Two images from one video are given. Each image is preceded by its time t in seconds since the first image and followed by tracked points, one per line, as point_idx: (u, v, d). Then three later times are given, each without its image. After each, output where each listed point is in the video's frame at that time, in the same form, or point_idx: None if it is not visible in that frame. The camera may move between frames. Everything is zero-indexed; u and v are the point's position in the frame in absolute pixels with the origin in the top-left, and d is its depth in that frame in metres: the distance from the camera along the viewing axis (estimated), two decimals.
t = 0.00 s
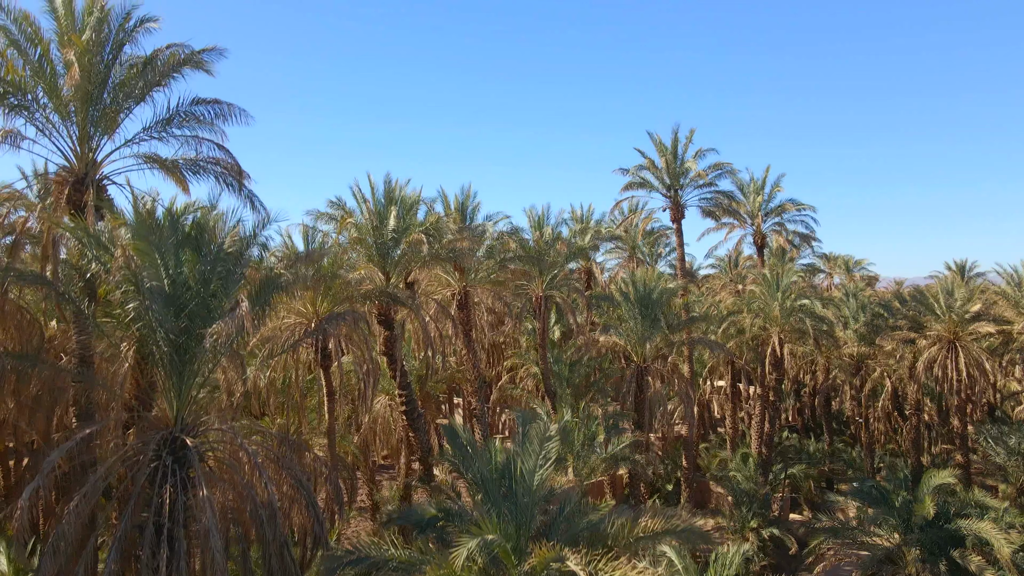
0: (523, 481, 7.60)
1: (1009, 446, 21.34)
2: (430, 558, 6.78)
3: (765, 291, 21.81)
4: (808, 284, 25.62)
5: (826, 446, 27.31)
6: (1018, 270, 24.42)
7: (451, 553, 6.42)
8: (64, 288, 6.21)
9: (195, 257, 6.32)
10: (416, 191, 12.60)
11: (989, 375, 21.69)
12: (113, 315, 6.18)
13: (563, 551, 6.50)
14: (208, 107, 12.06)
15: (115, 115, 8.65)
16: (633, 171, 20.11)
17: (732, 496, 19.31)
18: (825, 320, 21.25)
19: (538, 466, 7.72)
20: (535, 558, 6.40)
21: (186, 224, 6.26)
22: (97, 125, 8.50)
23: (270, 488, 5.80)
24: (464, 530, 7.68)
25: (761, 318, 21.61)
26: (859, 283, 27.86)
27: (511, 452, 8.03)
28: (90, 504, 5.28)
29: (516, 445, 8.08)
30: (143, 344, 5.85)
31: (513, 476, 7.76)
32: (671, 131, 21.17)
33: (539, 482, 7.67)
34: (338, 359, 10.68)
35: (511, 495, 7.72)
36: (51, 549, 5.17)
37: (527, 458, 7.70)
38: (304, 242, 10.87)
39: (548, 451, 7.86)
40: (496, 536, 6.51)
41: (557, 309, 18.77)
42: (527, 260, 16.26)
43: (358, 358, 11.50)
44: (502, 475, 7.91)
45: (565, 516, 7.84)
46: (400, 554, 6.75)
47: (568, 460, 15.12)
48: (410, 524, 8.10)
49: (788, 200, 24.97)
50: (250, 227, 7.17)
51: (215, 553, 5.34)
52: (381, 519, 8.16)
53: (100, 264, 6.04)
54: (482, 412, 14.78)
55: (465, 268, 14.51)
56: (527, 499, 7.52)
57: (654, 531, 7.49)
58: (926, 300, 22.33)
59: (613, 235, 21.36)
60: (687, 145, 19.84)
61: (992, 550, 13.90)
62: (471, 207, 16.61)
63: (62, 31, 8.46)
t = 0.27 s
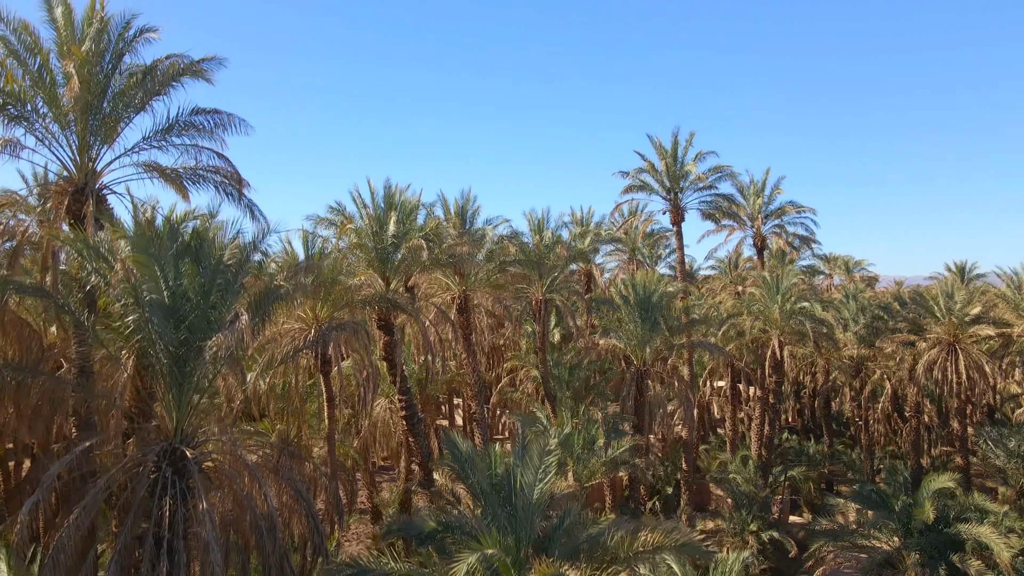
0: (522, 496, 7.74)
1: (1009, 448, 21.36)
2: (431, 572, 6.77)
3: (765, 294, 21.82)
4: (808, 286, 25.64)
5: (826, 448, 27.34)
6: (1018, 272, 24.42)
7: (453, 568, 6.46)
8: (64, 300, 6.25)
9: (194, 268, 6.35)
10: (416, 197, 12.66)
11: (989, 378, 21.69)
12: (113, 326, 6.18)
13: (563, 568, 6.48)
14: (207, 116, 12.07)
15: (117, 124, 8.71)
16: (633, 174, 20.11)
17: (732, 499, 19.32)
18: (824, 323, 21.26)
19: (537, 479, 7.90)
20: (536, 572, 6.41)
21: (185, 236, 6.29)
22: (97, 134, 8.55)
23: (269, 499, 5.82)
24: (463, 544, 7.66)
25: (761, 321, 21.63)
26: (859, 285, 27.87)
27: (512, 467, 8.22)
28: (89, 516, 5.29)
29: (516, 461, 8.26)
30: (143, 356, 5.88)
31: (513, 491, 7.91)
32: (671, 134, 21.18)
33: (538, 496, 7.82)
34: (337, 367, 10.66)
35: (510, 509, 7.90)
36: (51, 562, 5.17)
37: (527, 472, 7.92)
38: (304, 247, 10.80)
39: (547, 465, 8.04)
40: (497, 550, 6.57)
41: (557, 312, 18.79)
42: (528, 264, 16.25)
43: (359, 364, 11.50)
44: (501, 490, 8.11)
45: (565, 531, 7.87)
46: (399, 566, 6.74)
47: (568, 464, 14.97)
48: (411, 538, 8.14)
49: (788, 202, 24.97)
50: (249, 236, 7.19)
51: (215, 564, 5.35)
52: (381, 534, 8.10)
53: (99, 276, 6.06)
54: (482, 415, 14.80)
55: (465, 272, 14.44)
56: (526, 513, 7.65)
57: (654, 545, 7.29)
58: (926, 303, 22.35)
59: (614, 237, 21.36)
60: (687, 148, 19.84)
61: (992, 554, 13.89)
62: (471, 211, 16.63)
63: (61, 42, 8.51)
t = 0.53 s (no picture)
0: (522, 509, 7.88)
1: (1008, 450, 21.37)
2: None
3: (765, 295, 21.81)
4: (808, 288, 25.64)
5: (826, 449, 27.38)
6: (1019, 273, 24.41)
7: None
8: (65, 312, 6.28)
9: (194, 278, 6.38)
10: (416, 201, 12.77)
11: (989, 379, 21.71)
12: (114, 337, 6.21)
13: None
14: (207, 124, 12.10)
15: (117, 133, 8.76)
16: (633, 176, 20.12)
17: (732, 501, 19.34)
18: (824, 325, 21.25)
19: (536, 493, 8.02)
20: None
21: (185, 246, 6.31)
22: (97, 143, 8.60)
23: (269, 509, 5.84)
24: (464, 556, 7.78)
25: (761, 323, 21.64)
26: (859, 286, 27.87)
27: (511, 479, 8.31)
28: (89, 528, 5.31)
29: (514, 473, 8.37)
30: (143, 367, 5.90)
31: (513, 502, 8.03)
32: (671, 136, 21.18)
33: (538, 509, 7.97)
34: (338, 372, 10.65)
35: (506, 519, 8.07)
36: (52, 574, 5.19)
37: (527, 484, 8.01)
38: (305, 252, 10.78)
39: (547, 478, 8.18)
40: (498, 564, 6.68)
41: (557, 314, 18.81)
42: (528, 266, 16.19)
43: (360, 369, 11.51)
44: (497, 499, 8.30)
45: (564, 546, 7.81)
46: None
47: (569, 467, 14.96)
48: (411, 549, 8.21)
49: (788, 203, 24.98)
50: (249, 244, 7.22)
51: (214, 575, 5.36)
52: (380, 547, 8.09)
53: (99, 288, 6.09)
54: (482, 418, 14.79)
55: (465, 275, 14.39)
56: (526, 525, 7.78)
57: (652, 559, 7.61)
58: (926, 304, 22.36)
59: (614, 239, 21.37)
60: (687, 151, 19.84)
61: (991, 557, 13.89)
62: (471, 214, 16.65)
63: (61, 51, 8.57)
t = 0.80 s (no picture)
0: (522, 521, 8.17)
1: (1008, 451, 21.41)
2: None
3: (765, 297, 21.82)
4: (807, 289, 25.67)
5: (825, 449, 27.43)
6: (1018, 274, 24.44)
7: None
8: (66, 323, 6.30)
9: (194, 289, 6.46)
10: (416, 205, 12.78)
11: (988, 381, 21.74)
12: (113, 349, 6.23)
13: None
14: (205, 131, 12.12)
15: (117, 141, 8.81)
16: (633, 177, 20.12)
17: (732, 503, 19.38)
18: (825, 326, 21.26)
19: (536, 505, 8.29)
20: None
21: (184, 257, 6.40)
22: (96, 151, 8.64)
23: (269, 519, 5.87)
24: (466, 570, 7.92)
25: (761, 324, 21.66)
26: (859, 287, 27.89)
27: (511, 490, 8.61)
28: (89, 539, 5.34)
29: (513, 482, 8.66)
30: (143, 379, 5.93)
31: (514, 513, 8.33)
32: (671, 138, 21.21)
33: (537, 521, 8.23)
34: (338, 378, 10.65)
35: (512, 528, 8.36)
36: None
37: (527, 497, 8.28)
38: (305, 257, 10.78)
39: (547, 491, 8.43)
40: None
41: (557, 316, 18.82)
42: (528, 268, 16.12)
43: (360, 375, 11.54)
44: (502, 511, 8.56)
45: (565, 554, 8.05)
46: None
47: (570, 469, 14.72)
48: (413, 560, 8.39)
49: (788, 204, 24.99)
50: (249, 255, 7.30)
51: None
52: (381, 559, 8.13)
53: (99, 300, 6.11)
54: (482, 421, 14.79)
55: (465, 278, 14.39)
56: (527, 536, 8.07)
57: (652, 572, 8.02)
58: (926, 306, 22.39)
59: (614, 240, 21.37)
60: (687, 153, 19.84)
61: (991, 560, 13.94)
62: (472, 216, 16.66)
63: (60, 61, 8.61)
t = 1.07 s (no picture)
0: (522, 534, 8.51)
1: (1008, 452, 21.42)
2: None
3: (765, 298, 21.84)
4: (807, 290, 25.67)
5: (825, 450, 27.48)
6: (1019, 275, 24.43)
7: None
8: (65, 333, 6.28)
9: (194, 299, 6.49)
10: (415, 209, 12.80)
11: (989, 382, 21.75)
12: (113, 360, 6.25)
13: None
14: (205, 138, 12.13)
15: (117, 149, 8.84)
16: (633, 179, 20.10)
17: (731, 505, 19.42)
18: (825, 328, 21.26)
19: (536, 518, 8.58)
20: None
21: (184, 267, 6.44)
22: (96, 159, 8.67)
23: (269, 528, 5.90)
24: None
25: (761, 326, 21.66)
26: (859, 288, 27.89)
27: (512, 501, 8.97)
28: (89, 550, 5.36)
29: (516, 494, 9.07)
30: (143, 389, 5.95)
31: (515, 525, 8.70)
32: (671, 139, 21.20)
33: (537, 533, 8.58)
34: (337, 384, 10.67)
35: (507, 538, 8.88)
36: None
37: (527, 510, 8.58)
38: (305, 261, 10.77)
39: (546, 503, 8.70)
40: None
41: (557, 318, 18.82)
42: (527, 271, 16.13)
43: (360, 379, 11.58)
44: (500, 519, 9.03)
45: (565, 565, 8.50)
46: None
47: (570, 471, 14.42)
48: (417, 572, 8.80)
49: (788, 205, 24.97)
50: (248, 265, 7.34)
51: None
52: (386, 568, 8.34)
53: (99, 311, 6.13)
54: (482, 424, 14.79)
55: (465, 281, 14.39)
56: (526, 547, 8.44)
57: None
58: (926, 307, 22.39)
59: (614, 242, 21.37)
60: (687, 154, 19.83)
61: (990, 563, 13.94)
62: (472, 219, 16.66)
63: (60, 69, 8.64)
